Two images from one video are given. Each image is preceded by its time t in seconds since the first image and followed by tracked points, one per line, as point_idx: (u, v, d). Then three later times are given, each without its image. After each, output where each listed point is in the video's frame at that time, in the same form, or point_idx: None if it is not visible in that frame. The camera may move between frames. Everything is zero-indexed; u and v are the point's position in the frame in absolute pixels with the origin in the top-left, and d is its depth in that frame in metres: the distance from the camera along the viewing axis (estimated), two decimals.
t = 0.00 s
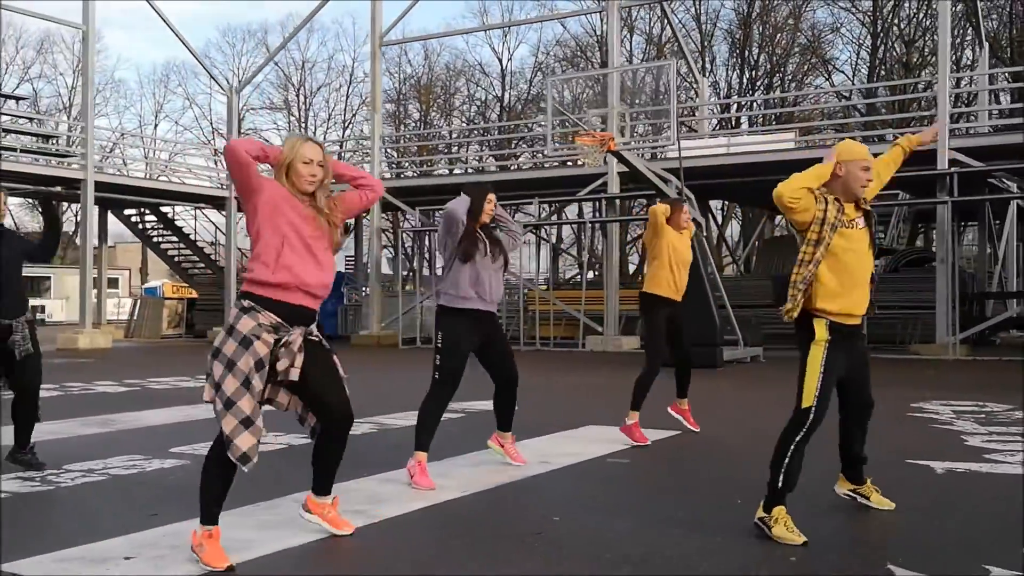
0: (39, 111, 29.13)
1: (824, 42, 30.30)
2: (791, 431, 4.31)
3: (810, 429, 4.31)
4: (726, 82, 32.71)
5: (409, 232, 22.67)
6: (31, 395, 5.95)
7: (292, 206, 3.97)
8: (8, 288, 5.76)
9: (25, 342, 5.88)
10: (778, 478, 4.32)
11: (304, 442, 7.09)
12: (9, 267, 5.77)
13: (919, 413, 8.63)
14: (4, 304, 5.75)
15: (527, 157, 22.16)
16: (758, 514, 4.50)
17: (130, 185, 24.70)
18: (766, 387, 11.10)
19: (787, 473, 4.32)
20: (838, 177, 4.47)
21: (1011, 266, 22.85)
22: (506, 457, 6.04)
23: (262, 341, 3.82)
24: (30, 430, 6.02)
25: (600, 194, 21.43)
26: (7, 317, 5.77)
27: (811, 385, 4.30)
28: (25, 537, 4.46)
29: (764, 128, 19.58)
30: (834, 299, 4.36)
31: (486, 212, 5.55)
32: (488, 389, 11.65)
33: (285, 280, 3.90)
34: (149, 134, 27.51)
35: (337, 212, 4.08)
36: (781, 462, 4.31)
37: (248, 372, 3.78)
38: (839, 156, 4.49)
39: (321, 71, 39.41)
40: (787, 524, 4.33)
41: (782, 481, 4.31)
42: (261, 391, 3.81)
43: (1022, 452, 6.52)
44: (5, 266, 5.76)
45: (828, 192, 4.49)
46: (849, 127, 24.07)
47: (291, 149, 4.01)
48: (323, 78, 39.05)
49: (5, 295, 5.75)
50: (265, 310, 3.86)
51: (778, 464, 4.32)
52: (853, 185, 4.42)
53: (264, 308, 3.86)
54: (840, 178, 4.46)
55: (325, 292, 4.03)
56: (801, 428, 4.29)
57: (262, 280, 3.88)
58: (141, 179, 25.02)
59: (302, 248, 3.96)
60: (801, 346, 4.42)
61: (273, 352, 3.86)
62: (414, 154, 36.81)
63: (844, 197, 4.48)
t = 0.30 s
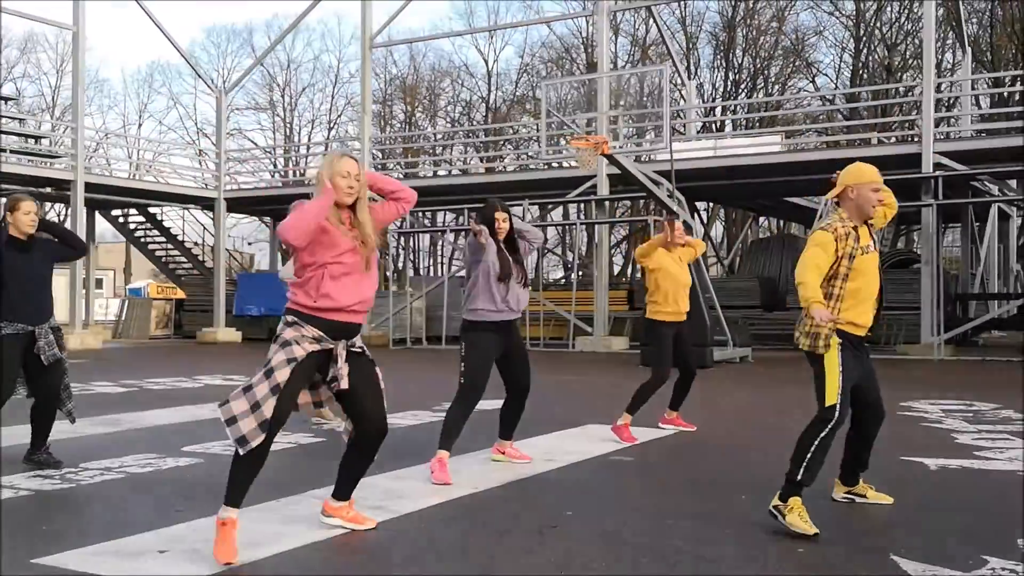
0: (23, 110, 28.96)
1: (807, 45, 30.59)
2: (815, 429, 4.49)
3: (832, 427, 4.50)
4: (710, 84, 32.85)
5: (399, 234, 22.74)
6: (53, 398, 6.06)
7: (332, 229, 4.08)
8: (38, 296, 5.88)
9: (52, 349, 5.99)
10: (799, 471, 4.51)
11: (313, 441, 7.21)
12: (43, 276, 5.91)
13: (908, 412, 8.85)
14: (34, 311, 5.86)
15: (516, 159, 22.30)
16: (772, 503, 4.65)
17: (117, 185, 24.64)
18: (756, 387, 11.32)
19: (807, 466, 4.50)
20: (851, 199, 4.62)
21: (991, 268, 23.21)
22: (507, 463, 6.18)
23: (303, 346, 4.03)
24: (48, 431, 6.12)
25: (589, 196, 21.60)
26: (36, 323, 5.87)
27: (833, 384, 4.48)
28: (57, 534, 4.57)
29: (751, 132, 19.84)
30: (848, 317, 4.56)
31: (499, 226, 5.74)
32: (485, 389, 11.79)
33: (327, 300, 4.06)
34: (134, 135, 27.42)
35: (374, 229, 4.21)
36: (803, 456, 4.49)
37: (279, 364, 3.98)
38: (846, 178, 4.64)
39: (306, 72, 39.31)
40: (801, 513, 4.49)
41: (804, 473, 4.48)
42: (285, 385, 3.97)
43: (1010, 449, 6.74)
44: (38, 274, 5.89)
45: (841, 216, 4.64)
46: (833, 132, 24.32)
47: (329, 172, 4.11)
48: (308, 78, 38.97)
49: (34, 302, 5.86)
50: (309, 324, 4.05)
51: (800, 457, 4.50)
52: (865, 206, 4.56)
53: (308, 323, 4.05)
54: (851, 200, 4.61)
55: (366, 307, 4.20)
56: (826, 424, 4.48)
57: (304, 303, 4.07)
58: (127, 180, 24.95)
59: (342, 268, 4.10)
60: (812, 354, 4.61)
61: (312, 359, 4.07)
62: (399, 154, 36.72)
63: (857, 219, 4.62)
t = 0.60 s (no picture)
0: (15, 111, 29.01)
1: (795, 49, 30.91)
2: (818, 446, 4.68)
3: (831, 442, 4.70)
4: (699, 87, 33.08)
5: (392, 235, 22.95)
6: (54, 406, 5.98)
7: (352, 239, 4.31)
8: (37, 304, 5.81)
9: (47, 358, 5.88)
10: (797, 481, 4.71)
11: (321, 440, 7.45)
12: (44, 285, 5.84)
13: (897, 412, 9.13)
14: (33, 318, 5.80)
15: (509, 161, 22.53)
16: (768, 510, 4.87)
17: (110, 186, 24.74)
18: (748, 387, 11.59)
19: (808, 475, 4.71)
20: (830, 224, 4.85)
21: (977, 270, 23.56)
22: (513, 460, 6.42)
23: (337, 367, 4.17)
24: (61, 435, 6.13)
25: (581, 198, 21.85)
26: (34, 330, 5.81)
27: (826, 402, 4.71)
28: (89, 529, 4.78)
29: (741, 136, 20.14)
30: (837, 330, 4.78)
31: (502, 230, 6.02)
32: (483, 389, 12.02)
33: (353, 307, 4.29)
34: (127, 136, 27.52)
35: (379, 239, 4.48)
36: (805, 470, 4.69)
37: (324, 394, 4.15)
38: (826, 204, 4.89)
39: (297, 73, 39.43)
40: (798, 517, 4.71)
41: (805, 486, 4.69)
42: (334, 413, 4.17)
43: (994, 447, 7.02)
44: (40, 282, 5.83)
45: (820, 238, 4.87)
46: (821, 135, 24.64)
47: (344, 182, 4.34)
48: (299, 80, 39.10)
49: (33, 308, 5.80)
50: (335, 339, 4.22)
51: (802, 469, 4.70)
52: (846, 232, 4.81)
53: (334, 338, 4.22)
54: (831, 225, 4.85)
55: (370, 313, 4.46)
56: (826, 440, 4.68)
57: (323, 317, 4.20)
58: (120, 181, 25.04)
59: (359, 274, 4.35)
60: (808, 377, 4.80)
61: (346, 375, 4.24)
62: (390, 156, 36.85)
63: (834, 242, 4.88)
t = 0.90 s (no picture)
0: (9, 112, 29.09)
1: (785, 51, 31.19)
2: (795, 416, 4.99)
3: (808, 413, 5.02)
4: (689, 89, 33.30)
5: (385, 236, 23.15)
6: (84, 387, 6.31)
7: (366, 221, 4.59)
8: (62, 292, 6.01)
9: (77, 342, 6.18)
10: (783, 453, 4.97)
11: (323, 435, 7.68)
12: (66, 274, 6.06)
13: (881, 407, 9.40)
14: (63, 306, 6.05)
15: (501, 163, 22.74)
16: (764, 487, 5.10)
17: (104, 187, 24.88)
18: (738, 385, 11.86)
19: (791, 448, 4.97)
20: (831, 212, 5.14)
21: (963, 270, 23.88)
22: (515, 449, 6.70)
23: (341, 339, 4.48)
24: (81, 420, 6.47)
25: (574, 200, 22.10)
26: (65, 318, 6.06)
27: (807, 376, 5.02)
28: (107, 517, 5.03)
29: (732, 138, 20.41)
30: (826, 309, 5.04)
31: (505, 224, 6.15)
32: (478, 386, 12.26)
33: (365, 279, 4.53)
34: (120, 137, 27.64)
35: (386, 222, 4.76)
36: (785, 439, 4.96)
37: (331, 363, 4.44)
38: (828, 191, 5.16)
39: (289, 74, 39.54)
40: (788, 496, 4.94)
41: (787, 456, 4.95)
42: (343, 381, 4.47)
43: (974, 440, 7.29)
44: (62, 272, 6.04)
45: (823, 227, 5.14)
46: (810, 138, 24.91)
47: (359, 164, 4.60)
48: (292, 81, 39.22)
49: (62, 298, 6.03)
50: (340, 311, 4.51)
51: (783, 440, 4.97)
52: (846, 221, 5.09)
53: (339, 309, 4.50)
54: (832, 214, 5.14)
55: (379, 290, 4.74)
56: (802, 410, 5.01)
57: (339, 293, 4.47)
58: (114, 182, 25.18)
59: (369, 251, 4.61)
60: (792, 351, 5.12)
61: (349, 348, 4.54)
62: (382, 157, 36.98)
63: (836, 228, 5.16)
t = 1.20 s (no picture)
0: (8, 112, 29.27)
1: (779, 52, 31.47)
2: (797, 415, 5.24)
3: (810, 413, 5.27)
4: (684, 89, 33.68)
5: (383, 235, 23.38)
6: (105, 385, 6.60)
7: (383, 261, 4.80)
8: (89, 297, 6.29)
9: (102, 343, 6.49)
10: (780, 444, 5.24)
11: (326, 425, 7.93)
12: (95, 279, 6.34)
13: (869, 399, 9.67)
14: (91, 308, 6.35)
15: (498, 162, 23.00)
16: (753, 469, 5.41)
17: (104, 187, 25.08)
18: (730, 379, 12.12)
19: (789, 440, 5.24)
20: (832, 240, 5.36)
21: (954, 269, 24.17)
22: (513, 440, 6.97)
23: (349, 355, 4.70)
24: (96, 415, 6.67)
25: (570, 199, 22.35)
26: (92, 320, 6.34)
27: (810, 380, 5.25)
28: (124, 499, 5.25)
29: (725, 138, 20.72)
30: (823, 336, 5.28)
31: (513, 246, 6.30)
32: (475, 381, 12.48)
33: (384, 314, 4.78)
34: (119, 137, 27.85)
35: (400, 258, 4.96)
36: (784, 433, 5.23)
37: (336, 368, 4.66)
38: (829, 219, 5.34)
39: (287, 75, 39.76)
40: (777, 477, 5.26)
41: (784, 447, 5.22)
42: (344, 385, 4.68)
43: (957, 428, 7.56)
44: (90, 276, 6.32)
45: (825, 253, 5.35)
46: (803, 138, 25.21)
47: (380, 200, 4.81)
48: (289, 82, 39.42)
49: (90, 301, 6.32)
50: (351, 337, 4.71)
51: (782, 436, 5.23)
52: (847, 248, 5.31)
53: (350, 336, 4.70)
54: (834, 241, 5.35)
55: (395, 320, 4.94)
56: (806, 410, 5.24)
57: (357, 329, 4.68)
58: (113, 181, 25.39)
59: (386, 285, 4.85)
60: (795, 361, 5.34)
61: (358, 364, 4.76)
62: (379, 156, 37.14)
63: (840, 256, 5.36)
